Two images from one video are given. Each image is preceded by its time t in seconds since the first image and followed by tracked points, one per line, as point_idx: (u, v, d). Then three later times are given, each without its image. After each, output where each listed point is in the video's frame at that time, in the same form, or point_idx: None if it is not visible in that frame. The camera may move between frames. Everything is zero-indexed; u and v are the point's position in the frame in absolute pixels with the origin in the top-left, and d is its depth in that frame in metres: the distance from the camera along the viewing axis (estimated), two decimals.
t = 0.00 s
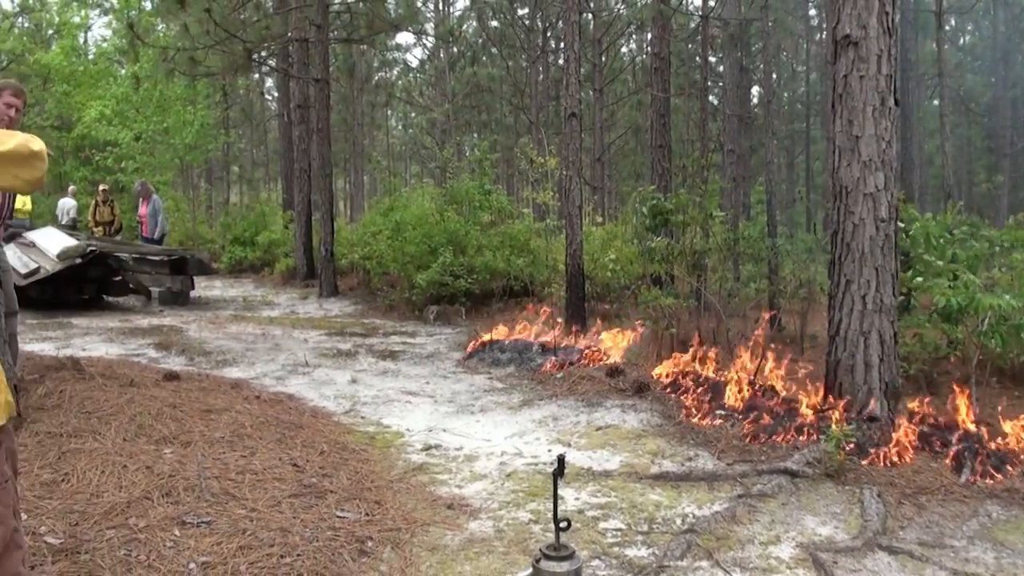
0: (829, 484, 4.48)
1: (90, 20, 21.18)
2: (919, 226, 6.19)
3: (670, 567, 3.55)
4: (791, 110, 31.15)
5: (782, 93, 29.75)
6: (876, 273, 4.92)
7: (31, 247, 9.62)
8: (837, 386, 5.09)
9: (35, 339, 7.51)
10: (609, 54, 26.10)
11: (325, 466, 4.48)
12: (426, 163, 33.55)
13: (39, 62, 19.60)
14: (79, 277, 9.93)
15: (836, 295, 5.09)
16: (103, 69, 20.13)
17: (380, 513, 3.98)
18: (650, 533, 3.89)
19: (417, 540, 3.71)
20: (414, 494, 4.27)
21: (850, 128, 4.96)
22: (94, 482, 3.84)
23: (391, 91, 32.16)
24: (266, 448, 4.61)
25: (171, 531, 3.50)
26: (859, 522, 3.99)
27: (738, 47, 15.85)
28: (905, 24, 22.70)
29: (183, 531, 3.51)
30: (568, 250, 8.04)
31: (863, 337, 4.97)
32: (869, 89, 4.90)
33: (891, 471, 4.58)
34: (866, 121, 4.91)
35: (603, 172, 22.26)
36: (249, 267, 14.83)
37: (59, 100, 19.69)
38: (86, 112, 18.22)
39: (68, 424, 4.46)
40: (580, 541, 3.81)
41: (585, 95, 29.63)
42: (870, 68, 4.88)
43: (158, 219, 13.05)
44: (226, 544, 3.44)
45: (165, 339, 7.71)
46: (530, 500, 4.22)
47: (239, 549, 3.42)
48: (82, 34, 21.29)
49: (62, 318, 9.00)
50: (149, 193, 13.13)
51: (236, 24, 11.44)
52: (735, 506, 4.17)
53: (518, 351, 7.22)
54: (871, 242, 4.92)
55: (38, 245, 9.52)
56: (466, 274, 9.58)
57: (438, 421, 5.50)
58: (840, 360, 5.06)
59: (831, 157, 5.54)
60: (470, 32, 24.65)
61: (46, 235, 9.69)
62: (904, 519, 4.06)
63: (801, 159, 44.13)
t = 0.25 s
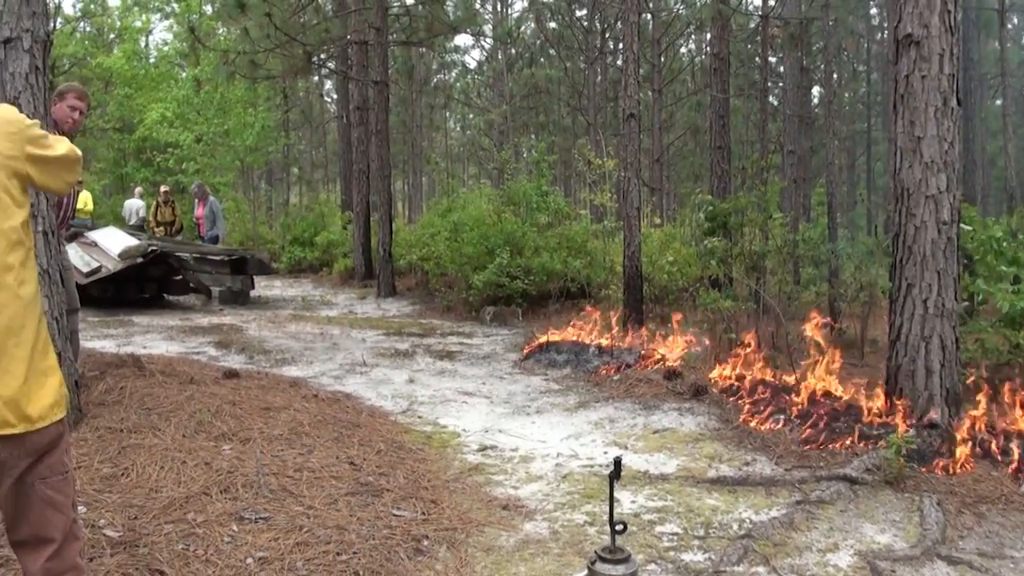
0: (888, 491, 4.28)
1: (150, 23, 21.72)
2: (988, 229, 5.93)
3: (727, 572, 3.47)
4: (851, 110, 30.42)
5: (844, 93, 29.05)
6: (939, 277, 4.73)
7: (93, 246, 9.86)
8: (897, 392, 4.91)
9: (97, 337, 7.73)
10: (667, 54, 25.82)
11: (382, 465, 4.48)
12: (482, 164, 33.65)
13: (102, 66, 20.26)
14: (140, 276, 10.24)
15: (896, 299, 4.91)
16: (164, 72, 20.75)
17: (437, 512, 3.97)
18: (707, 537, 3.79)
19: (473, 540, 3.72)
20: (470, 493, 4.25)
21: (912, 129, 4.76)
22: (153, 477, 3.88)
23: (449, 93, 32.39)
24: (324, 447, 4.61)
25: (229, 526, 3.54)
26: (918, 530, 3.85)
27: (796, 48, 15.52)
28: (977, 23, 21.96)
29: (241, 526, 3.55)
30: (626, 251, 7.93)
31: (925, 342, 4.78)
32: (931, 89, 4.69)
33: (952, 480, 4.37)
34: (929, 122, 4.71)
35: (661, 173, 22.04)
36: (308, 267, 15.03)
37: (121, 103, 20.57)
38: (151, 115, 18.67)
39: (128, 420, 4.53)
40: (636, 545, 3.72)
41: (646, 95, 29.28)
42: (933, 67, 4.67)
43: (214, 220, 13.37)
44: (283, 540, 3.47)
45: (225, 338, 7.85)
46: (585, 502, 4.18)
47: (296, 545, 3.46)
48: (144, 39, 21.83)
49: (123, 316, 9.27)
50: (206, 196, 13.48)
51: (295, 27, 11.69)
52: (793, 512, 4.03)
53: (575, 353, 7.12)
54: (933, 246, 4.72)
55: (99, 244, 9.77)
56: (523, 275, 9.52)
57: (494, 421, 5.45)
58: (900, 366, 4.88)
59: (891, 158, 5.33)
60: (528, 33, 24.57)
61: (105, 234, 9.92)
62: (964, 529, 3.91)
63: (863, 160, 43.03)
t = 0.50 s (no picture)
0: (946, 500, 4.12)
1: (212, 28, 22.13)
2: None
3: None
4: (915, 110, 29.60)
5: (908, 93, 28.26)
6: (1000, 281, 4.52)
7: (154, 245, 10.10)
8: (956, 398, 4.73)
9: (158, 335, 7.92)
10: (724, 55, 25.48)
11: (438, 464, 4.46)
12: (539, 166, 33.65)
13: (165, 70, 20.81)
14: (200, 276, 10.42)
15: (955, 303, 4.70)
16: (224, 75, 21.29)
17: (491, 512, 3.95)
18: (762, 543, 3.68)
19: (527, 541, 3.69)
20: (524, 494, 4.22)
21: (973, 129, 4.53)
22: (211, 474, 3.93)
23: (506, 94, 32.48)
24: (380, 445, 4.61)
25: (285, 523, 3.57)
26: (976, 540, 3.70)
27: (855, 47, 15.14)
28: None
29: (297, 523, 3.58)
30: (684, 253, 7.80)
31: (984, 348, 4.58)
32: (993, 89, 4.48)
33: (1011, 490, 4.19)
34: (990, 122, 4.49)
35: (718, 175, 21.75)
36: (366, 267, 15.21)
37: (182, 105, 21.17)
38: (212, 117, 19.17)
39: (187, 417, 4.61)
40: (690, 550, 3.63)
41: (705, 95, 28.87)
42: (994, 66, 4.46)
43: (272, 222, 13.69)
44: (339, 537, 3.49)
45: (284, 336, 7.99)
46: (640, 505, 4.10)
47: (352, 543, 3.47)
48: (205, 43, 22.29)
49: (183, 314, 9.47)
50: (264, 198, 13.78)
51: (354, 30, 11.85)
52: (850, 519, 3.90)
53: (631, 355, 7.02)
54: (995, 249, 4.50)
55: (160, 244, 10.03)
56: (579, 277, 9.42)
57: (549, 423, 5.40)
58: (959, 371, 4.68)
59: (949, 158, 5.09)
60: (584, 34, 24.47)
61: (166, 234, 10.17)
62: None
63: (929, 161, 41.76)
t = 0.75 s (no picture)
0: (1005, 510, 4.00)
1: (270, 31, 22.47)
2: None
3: None
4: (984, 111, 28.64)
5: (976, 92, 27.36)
6: None
7: (214, 246, 10.34)
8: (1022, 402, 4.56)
9: (219, 333, 8.11)
10: (782, 55, 25.07)
11: (492, 464, 4.44)
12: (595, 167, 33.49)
13: (225, 73, 21.31)
14: (259, 275, 10.61)
15: (1016, 307, 4.51)
16: (283, 78, 21.74)
17: (545, 513, 3.92)
18: (818, 550, 3.58)
19: (581, 543, 3.65)
20: (578, 496, 4.18)
21: None
22: (268, 470, 3.99)
23: (563, 96, 32.43)
24: (435, 445, 4.61)
25: (341, 519, 3.60)
26: None
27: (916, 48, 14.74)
28: None
29: (352, 520, 3.61)
30: (742, 255, 7.67)
31: None
32: None
33: None
34: None
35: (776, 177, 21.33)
36: (422, 268, 15.33)
37: (242, 108, 21.71)
38: (273, 120, 19.60)
39: (245, 415, 4.69)
40: (745, 555, 3.54)
41: (762, 96, 28.42)
42: None
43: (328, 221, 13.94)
44: (393, 535, 3.51)
45: (341, 336, 8.09)
46: (695, 510, 4.03)
47: (406, 541, 3.48)
48: (264, 46, 22.65)
49: (243, 313, 9.63)
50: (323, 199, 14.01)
51: (412, 32, 11.95)
52: (907, 527, 3.78)
53: (687, 358, 6.90)
54: None
55: (219, 244, 10.28)
56: (635, 279, 9.33)
57: (604, 425, 5.34)
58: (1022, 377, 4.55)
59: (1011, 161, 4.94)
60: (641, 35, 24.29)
61: (226, 234, 10.43)
62: None
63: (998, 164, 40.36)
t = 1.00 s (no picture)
0: None
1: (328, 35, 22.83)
2: None
3: None
4: None
5: None
6: None
7: (270, 246, 10.53)
8: None
9: (276, 332, 8.25)
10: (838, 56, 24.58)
11: (546, 466, 4.42)
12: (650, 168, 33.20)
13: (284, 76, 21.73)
14: (315, 276, 10.84)
15: None
16: (340, 81, 22.05)
17: (598, 516, 3.88)
18: (873, 559, 3.48)
19: (633, 547, 3.60)
20: (631, 499, 4.13)
21: None
22: (322, 468, 4.03)
23: (618, 97, 32.24)
24: (488, 446, 4.60)
25: (394, 518, 3.63)
26: None
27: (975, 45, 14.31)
28: None
29: (406, 520, 3.62)
30: (798, 258, 7.41)
31: None
32: None
33: None
34: None
35: (835, 178, 20.87)
36: (476, 270, 15.39)
37: (300, 110, 22.12)
38: (330, 122, 19.90)
39: (300, 413, 4.76)
40: (799, 562, 3.46)
41: (820, 96, 27.88)
42: None
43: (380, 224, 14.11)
44: (446, 535, 3.51)
45: (396, 336, 8.16)
46: (748, 515, 3.95)
47: (459, 541, 3.48)
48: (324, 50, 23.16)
49: (299, 313, 9.82)
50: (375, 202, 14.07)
51: (467, 34, 12.00)
52: (963, 538, 3.66)
53: (742, 362, 6.77)
54: None
55: (277, 244, 10.50)
56: (690, 281, 9.23)
57: (657, 428, 5.26)
58: None
59: None
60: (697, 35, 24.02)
61: (284, 235, 10.64)
62: None
63: None
